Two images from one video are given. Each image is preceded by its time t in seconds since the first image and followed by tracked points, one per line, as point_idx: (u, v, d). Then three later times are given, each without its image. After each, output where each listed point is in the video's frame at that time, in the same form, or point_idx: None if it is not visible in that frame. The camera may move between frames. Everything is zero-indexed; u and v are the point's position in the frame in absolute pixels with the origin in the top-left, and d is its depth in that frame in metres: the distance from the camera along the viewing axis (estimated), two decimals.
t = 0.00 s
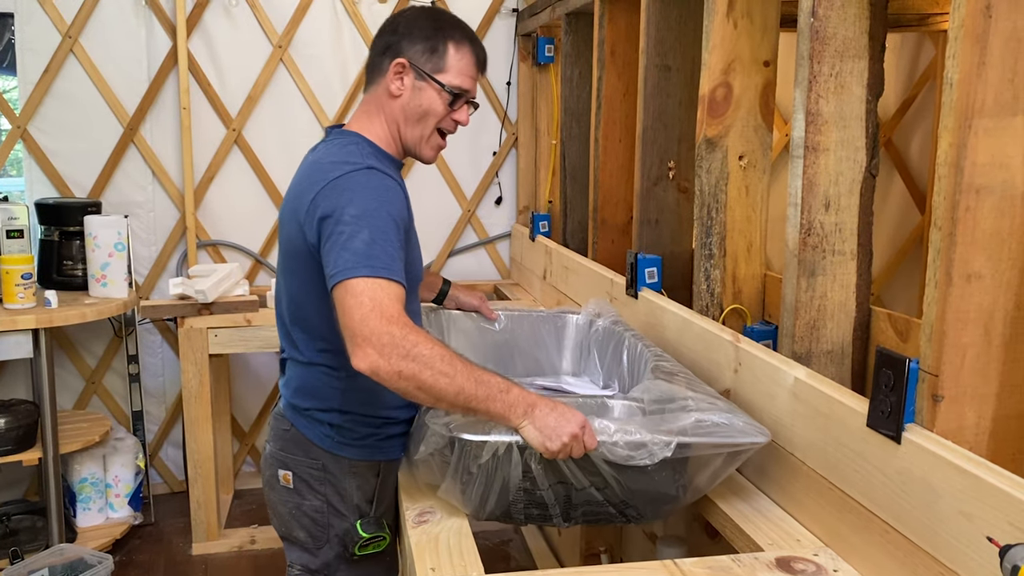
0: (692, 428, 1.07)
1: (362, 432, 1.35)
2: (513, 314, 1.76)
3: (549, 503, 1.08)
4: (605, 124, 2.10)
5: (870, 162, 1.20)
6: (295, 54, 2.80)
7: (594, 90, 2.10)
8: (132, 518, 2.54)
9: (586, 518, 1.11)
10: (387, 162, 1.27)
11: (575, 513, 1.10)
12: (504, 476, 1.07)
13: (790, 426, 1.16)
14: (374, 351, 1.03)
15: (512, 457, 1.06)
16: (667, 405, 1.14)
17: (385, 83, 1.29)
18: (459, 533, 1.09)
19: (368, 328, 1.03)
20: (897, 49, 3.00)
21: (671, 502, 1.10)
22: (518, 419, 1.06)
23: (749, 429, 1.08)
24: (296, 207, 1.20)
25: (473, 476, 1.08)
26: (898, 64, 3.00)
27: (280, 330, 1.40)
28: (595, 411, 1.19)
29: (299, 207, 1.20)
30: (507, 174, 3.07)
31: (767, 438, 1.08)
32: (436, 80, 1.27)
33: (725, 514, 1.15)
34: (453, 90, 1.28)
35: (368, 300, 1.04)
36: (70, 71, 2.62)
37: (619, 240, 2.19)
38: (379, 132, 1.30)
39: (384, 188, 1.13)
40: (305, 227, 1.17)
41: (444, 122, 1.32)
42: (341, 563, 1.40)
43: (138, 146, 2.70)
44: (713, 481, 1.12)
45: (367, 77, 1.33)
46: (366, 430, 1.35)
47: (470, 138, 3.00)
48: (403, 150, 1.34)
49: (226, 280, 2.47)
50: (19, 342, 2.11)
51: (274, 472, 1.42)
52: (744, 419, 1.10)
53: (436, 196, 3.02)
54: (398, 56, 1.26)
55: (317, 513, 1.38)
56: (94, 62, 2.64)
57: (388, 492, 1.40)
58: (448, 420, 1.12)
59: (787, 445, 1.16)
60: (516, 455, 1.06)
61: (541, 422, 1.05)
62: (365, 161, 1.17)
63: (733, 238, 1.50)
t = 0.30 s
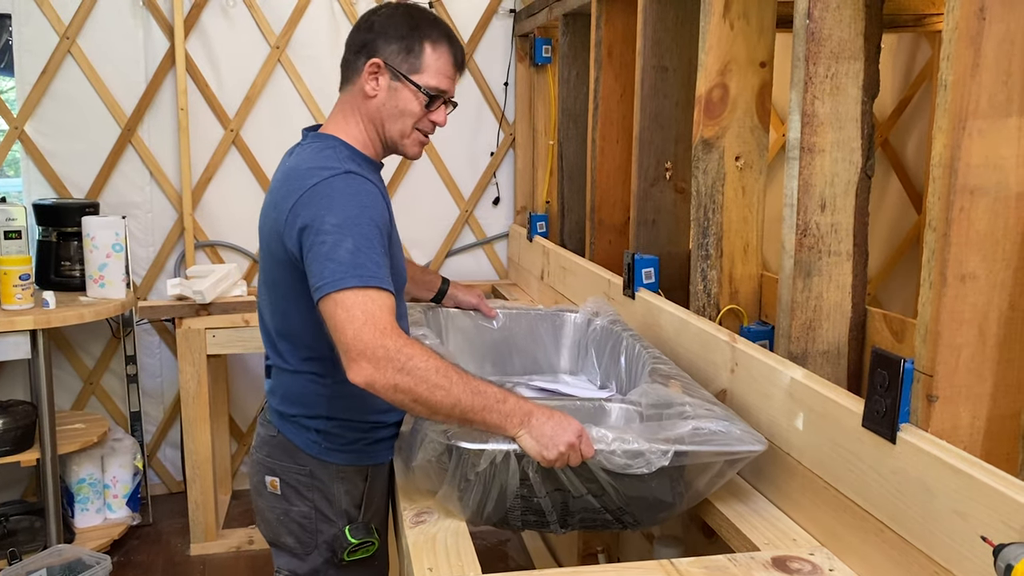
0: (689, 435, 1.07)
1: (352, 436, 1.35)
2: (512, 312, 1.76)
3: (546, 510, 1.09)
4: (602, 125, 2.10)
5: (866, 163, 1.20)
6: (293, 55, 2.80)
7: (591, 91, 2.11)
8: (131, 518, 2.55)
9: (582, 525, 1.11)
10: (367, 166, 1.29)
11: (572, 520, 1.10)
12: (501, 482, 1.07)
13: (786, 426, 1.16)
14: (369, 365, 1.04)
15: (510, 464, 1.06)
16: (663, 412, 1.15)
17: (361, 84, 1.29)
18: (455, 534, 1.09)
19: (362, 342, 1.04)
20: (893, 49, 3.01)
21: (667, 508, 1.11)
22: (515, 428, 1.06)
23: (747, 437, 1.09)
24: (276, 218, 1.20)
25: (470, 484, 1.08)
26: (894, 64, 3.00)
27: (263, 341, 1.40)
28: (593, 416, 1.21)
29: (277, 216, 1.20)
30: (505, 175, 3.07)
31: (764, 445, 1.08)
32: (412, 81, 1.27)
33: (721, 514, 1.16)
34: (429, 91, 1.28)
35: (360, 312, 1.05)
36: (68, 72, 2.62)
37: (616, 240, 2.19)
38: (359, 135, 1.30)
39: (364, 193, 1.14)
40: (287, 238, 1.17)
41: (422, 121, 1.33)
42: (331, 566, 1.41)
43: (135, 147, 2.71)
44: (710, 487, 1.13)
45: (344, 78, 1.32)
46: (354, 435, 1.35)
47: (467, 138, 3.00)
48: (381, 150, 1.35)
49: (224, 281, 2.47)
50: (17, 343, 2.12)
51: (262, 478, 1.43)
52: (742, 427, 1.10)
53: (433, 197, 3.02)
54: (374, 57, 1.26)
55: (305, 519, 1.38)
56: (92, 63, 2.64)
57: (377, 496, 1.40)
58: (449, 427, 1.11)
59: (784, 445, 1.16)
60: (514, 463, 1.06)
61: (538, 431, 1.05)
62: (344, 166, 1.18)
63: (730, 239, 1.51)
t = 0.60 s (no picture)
0: (690, 437, 1.07)
1: (355, 437, 1.36)
2: (512, 311, 1.76)
3: (547, 510, 1.09)
4: (602, 124, 2.11)
5: (866, 162, 1.20)
6: (293, 55, 2.80)
7: (592, 90, 2.11)
8: (131, 518, 2.55)
9: (583, 525, 1.12)
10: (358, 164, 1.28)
11: (573, 520, 1.11)
12: (503, 483, 1.07)
13: (786, 424, 1.16)
14: (373, 360, 1.04)
15: (511, 466, 1.06)
16: (663, 413, 1.15)
17: (380, 97, 1.29)
18: (457, 532, 1.10)
19: (365, 339, 1.04)
20: (893, 48, 3.01)
21: (668, 509, 1.11)
22: (516, 428, 1.06)
23: (748, 439, 1.09)
24: (271, 216, 1.20)
25: (472, 485, 1.09)
26: (894, 63, 3.00)
27: (256, 341, 1.40)
28: (595, 417, 1.22)
29: (272, 214, 1.20)
30: (505, 174, 3.08)
31: (765, 447, 1.09)
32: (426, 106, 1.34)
33: (722, 512, 1.16)
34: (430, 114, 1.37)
35: (362, 308, 1.05)
36: (68, 72, 2.62)
37: (616, 240, 2.20)
38: (366, 140, 1.31)
39: (362, 190, 1.14)
40: (286, 235, 1.18)
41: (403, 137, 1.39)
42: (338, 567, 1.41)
43: (136, 147, 2.71)
44: (710, 488, 1.13)
45: (352, 77, 1.28)
46: (357, 436, 1.36)
47: (467, 137, 3.01)
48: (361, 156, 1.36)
49: (224, 280, 2.47)
50: (17, 343, 2.11)
51: (264, 484, 1.41)
52: (742, 428, 1.10)
53: (435, 197, 3.02)
54: (408, 75, 1.29)
55: (312, 523, 1.38)
56: (92, 63, 2.64)
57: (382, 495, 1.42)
58: (453, 428, 1.10)
59: (784, 444, 1.17)
60: (515, 465, 1.06)
61: (539, 432, 1.05)
62: (340, 163, 1.18)
63: (730, 238, 1.51)
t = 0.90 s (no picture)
0: (689, 429, 1.08)
1: (363, 429, 1.37)
2: (512, 309, 1.77)
3: (548, 502, 1.09)
4: (602, 122, 2.11)
5: (865, 158, 1.21)
6: (293, 53, 2.81)
7: (592, 88, 2.11)
8: (133, 516, 2.55)
9: (584, 518, 1.12)
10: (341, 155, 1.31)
11: (573, 513, 1.11)
12: (504, 474, 1.08)
13: (786, 419, 1.17)
14: (394, 314, 1.08)
15: (512, 457, 1.06)
16: (664, 404, 1.15)
17: (352, 91, 1.36)
18: (458, 527, 1.10)
19: (389, 294, 1.08)
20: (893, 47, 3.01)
21: (669, 501, 1.11)
22: (516, 412, 1.06)
23: (747, 431, 1.10)
24: (273, 194, 1.23)
25: (475, 476, 1.09)
26: (894, 61, 3.00)
27: (254, 337, 1.40)
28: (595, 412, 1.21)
29: (274, 193, 1.22)
30: (506, 173, 3.08)
31: (764, 439, 1.10)
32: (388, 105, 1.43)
33: (722, 508, 1.16)
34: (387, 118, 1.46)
35: (381, 265, 1.10)
36: (69, 70, 2.63)
37: (617, 237, 2.20)
38: (344, 134, 1.36)
39: (366, 164, 1.21)
40: (292, 211, 1.21)
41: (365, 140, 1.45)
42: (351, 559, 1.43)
43: (137, 146, 2.71)
44: (710, 480, 1.14)
45: (326, 74, 1.35)
46: (366, 427, 1.37)
47: (468, 135, 3.01)
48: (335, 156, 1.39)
49: (225, 278, 2.48)
50: (19, 340, 2.11)
51: (271, 485, 1.42)
52: (742, 420, 1.11)
53: (436, 195, 3.03)
54: (372, 73, 1.39)
55: (323, 519, 1.39)
56: (93, 62, 2.65)
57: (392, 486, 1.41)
58: (455, 420, 1.10)
59: (784, 439, 1.17)
60: (517, 455, 1.06)
61: (538, 419, 1.04)
62: (338, 142, 1.24)
63: (730, 235, 1.51)
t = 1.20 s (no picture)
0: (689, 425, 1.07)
1: (364, 424, 1.36)
2: (513, 311, 1.76)
3: (550, 500, 1.09)
4: (604, 122, 2.11)
5: (867, 158, 1.21)
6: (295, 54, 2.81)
7: (594, 88, 2.12)
8: (136, 515, 2.56)
9: (587, 515, 1.11)
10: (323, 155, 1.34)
11: (574, 510, 1.10)
12: (506, 470, 1.07)
13: (789, 418, 1.17)
14: (397, 282, 1.09)
15: (513, 452, 1.06)
16: (665, 400, 1.16)
17: (319, 100, 1.41)
18: (461, 526, 1.10)
19: (392, 262, 1.11)
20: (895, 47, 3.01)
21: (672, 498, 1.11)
22: (507, 378, 1.05)
23: (749, 427, 1.10)
24: (265, 186, 1.25)
25: (477, 471, 1.09)
26: (897, 61, 3.00)
27: (253, 337, 1.40)
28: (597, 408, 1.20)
29: (267, 184, 1.25)
30: (508, 173, 3.08)
31: (767, 435, 1.10)
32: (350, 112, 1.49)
33: (725, 507, 1.17)
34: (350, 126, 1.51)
35: (380, 237, 1.13)
36: (73, 71, 2.63)
37: (619, 237, 2.21)
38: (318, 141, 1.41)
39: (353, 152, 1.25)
40: (284, 199, 1.24)
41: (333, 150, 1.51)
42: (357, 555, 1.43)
43: (140, 147, 2.72)
44: (710, 476, 1.14)
45: (291, 88, 1.40)
46: (370, 421, 1.36)
47: (470, 135, 3.01)
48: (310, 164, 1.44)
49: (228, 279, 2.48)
50: (23, 341, 2.12)
51: (279, 485, 1.42)
52: (744, 418, 1.11)
53: (438, 196, 3.03)
54: (333, 82, 1.44)
55: (329, 517, 1.40)
56: (96, 62, 2.65)
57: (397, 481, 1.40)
58: (458, 416, 1.08)
59: (786, 439, 1.17)
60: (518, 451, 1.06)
61: (527, 393, 1.03)
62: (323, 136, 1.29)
63: (732, 235, 1.52)
